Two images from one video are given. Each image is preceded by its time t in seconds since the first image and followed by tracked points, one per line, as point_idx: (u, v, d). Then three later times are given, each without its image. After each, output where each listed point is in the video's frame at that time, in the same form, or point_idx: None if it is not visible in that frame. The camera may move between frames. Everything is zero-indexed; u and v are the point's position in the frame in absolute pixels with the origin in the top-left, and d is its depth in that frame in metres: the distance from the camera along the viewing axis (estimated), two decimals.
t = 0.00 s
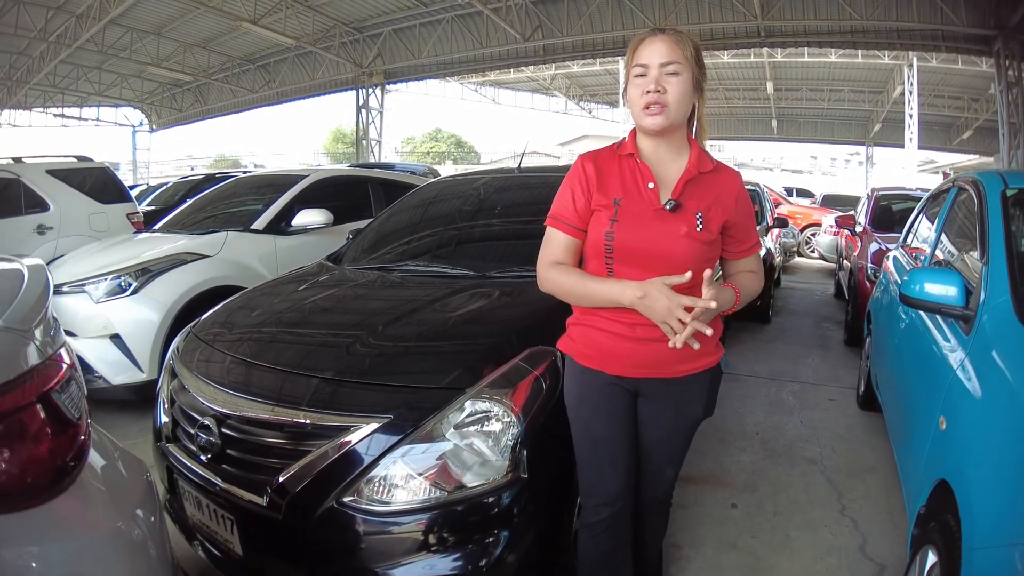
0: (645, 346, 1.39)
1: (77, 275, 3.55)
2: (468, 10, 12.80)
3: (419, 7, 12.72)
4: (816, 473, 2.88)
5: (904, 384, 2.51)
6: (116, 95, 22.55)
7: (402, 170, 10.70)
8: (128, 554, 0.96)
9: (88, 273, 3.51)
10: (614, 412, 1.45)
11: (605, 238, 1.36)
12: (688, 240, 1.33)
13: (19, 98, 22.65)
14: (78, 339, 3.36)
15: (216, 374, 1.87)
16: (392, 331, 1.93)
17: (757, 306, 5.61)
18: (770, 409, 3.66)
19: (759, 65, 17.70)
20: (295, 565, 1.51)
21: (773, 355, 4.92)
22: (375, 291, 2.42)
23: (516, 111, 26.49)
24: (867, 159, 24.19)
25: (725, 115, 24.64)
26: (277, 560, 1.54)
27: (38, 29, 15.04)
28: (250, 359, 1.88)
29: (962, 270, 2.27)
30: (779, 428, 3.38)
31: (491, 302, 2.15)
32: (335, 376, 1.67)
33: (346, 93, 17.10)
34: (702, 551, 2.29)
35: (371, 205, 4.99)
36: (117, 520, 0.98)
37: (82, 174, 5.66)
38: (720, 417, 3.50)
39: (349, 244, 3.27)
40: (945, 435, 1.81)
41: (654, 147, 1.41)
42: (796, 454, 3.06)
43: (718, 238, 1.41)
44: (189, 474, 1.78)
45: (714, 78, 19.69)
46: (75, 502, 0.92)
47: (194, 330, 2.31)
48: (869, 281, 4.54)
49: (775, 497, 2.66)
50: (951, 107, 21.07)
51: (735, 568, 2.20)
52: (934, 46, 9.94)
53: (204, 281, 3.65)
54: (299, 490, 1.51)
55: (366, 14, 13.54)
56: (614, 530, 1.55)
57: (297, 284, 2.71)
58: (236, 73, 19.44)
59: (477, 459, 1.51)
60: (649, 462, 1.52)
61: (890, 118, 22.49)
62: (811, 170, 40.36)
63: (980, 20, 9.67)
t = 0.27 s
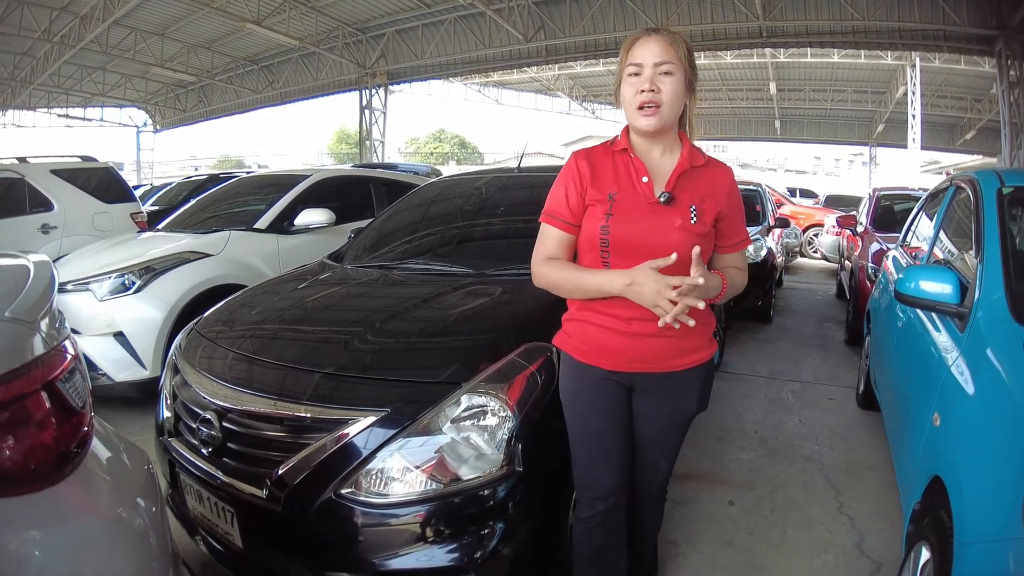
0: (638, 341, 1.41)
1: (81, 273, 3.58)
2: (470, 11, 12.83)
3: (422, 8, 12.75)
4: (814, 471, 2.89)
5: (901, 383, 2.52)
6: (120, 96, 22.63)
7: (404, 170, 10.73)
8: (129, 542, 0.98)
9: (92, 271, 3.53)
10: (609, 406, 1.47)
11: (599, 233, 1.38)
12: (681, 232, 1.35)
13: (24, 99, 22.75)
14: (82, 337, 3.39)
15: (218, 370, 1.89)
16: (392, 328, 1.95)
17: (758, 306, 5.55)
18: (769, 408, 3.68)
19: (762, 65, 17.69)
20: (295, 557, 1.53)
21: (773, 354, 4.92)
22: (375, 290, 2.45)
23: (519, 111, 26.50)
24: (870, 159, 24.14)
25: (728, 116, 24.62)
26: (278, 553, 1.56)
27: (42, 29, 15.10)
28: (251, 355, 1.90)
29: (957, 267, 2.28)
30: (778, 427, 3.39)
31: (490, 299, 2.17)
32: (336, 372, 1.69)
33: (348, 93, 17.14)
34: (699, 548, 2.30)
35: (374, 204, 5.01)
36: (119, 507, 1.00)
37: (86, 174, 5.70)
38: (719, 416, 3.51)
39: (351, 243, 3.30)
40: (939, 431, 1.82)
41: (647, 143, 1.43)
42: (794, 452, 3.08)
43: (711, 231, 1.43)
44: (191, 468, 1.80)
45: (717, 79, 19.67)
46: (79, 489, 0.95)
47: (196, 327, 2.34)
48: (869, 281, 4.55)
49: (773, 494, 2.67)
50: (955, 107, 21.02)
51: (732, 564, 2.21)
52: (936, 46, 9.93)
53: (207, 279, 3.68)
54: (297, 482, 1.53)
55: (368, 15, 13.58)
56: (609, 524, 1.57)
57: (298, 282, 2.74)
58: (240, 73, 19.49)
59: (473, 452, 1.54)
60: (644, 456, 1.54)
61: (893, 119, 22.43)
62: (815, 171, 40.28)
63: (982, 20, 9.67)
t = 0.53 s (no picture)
0: (633, 338, 1.43)
1: (86, 272, 3.61)
2: (474, 12, 12.85)
3: (425, 8, 12.78)
4: (813, 470, 2.90)
5: (900, 383, 2.53)
6: (124, 96, 22.72)
7: (408, 170, 10.76)
8: (130, 533, 1.00)
9: (97, 270, 3.56)
10: (604, 402, 1.49)
11: (593, 232, 1.40)
12: (674, 231, 1.37)
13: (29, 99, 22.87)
14: (86, 336, 3.42)
15: (220, 366, 1.91)
16: (393, 326, 1.98)
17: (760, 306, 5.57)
18: (769, 407, 3.69)
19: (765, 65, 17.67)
20: (295, 550, 1.56)
21: (774, 355, 4.93)
22: (376, 289, 2.47)
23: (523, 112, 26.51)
24: (874, 160, 24.09)
25: (732, 116, 24.59)
26: (278, 547, 1.58)
27: (47, 30, 15.18)
28: (253, 353, 1.93)
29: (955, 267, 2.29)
30: (778, 426, 3.40)
31: (489, 298, 2.19)
32: (337, 369, 1.72)
33: (352, 94, 17.18)
34: (697, 546, 2.32)
35: (376, 204, 5.04)
36: (121, 498, 1.02)
37: (90, 174, 5.74)
38: (720, 416, 3.52)
39: (353, 242, 3.32)
40: (934, 429, 1.83)
41: (640, 145, 1.45)
42: (793, 452, 3.09)
43: (704, 230, 1.44)
44: (193, 463, 1.82)
45: (720, 79, 19.66)
46: (82, 480, 0.97)
47: (200, 325, 2.36)
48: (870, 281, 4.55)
49: (771, 493, 2.69)
50: (958, 107, 20.98)
51: (729, 562, 2.22)
52: (939, 46, 9.92)
53: (210, 279, 3.71)
54: (296, 477, 1.55)
55: (372, 15, 13.62)
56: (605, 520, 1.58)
57: (300, 281, 2.76)
58: (244, 73, 19.56)
59: (469, 448, 1.56)
60: (639, 453, 1.56)
61: (897, 119, 22.38)
62: (818, 171, 40.21)
63: (985, 20, 9.65)
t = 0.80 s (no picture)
0: (628, 337, 1.45)
1: (91, 271, 3.64)
2: (477, 13, 12.89)
3: (428, 9, 12.82)
4: (811, 469, 2.92)
5: (899, 382, 2.54)
6: (129, 97, 22.83)
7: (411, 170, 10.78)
8: (132, 523, 1.02)
9: (102, 269, 3.60)
10: (600, 398, 1.51)
11: (587, 232, 1.42)
12: (666, 232, 1.39)
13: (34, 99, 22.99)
14: (91, 333, 3.46)
15: (223, 363, 1.94)
16: (395, 323, 2.00)
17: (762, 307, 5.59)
18: (770, 407, 3.70)
19: (769, 65, 17.66)
20: (295, 543, 1.58)
21: (775, 354, 4.94)
22: (377, 287, 2.49)
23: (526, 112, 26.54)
24: (879, 160, 24.03)
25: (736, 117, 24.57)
26: (278, 540, 1.61)
27: (53, 31, 15.26)
28: (256, 349, 1.95)
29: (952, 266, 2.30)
30: (778, 425, 3.42)
31: (488, 296, 2.21)
32: (340, 365, 1.74)
33: (356, 94, 17.24)
34: (693, 542, 2.34)
35: (379, 204, 5.06)
36: (124, 488, 1.04)
37: (95, 174, 5.78)
38: (719, 414, 3.54)
39: (355, 241, 3.35)
40: (929, 427, 1.85)
41: (634, 146, 1.46)
42: (793, 451, 3.10)
43: (697, 230, 1.46)
44: (196, 457, 1.85)
45: (723, 79, 19.65)
46: (85, 470, 0.99)
47: (203, 323, 2.39)
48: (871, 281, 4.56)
49: (769, 491, 2.70)
50: (963, 108, 20.94)
51: (726, 560, 2.24)
52: (941, 47, 9.92)
53: (214, 277, 3.74)
54: (296, 471, 1.58)
55: (375, 16, 13.68)
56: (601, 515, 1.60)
57: (302, 279, 2.79)
58: (248, 74, 19.63)
59: (466, 444, 1.59)
60: (635, 449, 1.58)
61: (901, 120, 22.33)
62: (823, 172, 40.14)
63: (988, 21, 9.64)
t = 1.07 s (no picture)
0: (623, 334, 1.47)
1: (96, 269, 3.68)
2: (481, 14, 12.93)
3: (431, 10, 12.87)
4: (810, 468, 2.93)
5: (897, 382, 2.55)
6: (135, 98, 22.95)
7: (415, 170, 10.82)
8: (133, 513, 1.04)
9: (107, 268, 3.64)
10: (596, 394, 1.53)
11: (583, 231, 1.44)
12: (660, 231, 1.41)
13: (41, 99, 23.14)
14: (96, 332, 3.50)
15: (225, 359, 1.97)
16: (396, 321, 2.03)
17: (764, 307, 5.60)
18: (770, 406, 3.71)
19: (772, 66, 17.65)
20: (295, 537, 1.61)
21: (777, 355, 4.95)
22: (379, 286, 2.52)
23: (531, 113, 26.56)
24: (883, 161, 23.97)
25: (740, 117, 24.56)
26: (278, 533, 1.63)
27: (59, 32, 15.36)
28: (259, 346, 1.98)
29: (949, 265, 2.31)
30: (778, 425, 3.43)
31: (488, 294, 2.23)
32: (342, 361, 1.76)
33: (360, 95, 17.31)
34: (690, 540, 2.36)
35: (382, 204, 5.09)
36: (126, 478, 1.06)
37: (100, 174, 5.83)
38: (720, 414, 3.56)
39: (358, 241, 3.38)
40: (923, 425, 1.86)
41: (629, 144, 1.49)
42: (792, 450, 3.11)
43: (692, 228, 1.48)
44: (198, 452, 1.88)
45: (727, 80, 19.65)
46: (88, 459, 1.01)
47: (207, 321, 2.42)
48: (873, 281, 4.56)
49: (768, 490, 2.72)
50: (967, 108, 20.89)
51: (723, 557, 2.25)
52: (945, 47, 9.90)
53: (218, 276, 3.78)
54: (296, 466, 1.60)
55: (379, 17, 13.74)
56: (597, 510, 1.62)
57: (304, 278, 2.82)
58: (253, 75, 19.72)
59: (463, 439, 1.61)
60: (631, 445, 1.60)
61: (906, 121, 22.29)
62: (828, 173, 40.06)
63: (992, 21, 9.63)
